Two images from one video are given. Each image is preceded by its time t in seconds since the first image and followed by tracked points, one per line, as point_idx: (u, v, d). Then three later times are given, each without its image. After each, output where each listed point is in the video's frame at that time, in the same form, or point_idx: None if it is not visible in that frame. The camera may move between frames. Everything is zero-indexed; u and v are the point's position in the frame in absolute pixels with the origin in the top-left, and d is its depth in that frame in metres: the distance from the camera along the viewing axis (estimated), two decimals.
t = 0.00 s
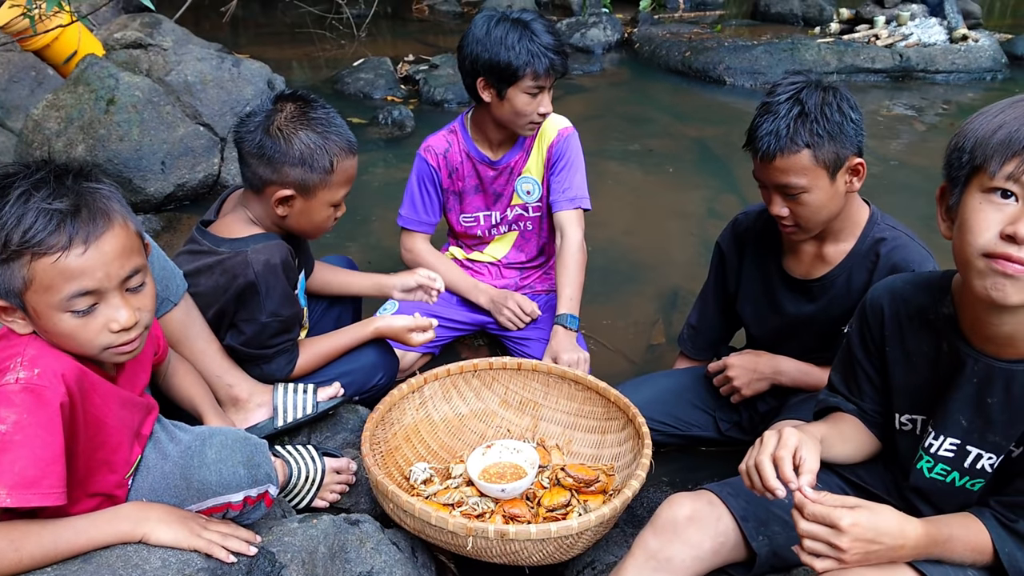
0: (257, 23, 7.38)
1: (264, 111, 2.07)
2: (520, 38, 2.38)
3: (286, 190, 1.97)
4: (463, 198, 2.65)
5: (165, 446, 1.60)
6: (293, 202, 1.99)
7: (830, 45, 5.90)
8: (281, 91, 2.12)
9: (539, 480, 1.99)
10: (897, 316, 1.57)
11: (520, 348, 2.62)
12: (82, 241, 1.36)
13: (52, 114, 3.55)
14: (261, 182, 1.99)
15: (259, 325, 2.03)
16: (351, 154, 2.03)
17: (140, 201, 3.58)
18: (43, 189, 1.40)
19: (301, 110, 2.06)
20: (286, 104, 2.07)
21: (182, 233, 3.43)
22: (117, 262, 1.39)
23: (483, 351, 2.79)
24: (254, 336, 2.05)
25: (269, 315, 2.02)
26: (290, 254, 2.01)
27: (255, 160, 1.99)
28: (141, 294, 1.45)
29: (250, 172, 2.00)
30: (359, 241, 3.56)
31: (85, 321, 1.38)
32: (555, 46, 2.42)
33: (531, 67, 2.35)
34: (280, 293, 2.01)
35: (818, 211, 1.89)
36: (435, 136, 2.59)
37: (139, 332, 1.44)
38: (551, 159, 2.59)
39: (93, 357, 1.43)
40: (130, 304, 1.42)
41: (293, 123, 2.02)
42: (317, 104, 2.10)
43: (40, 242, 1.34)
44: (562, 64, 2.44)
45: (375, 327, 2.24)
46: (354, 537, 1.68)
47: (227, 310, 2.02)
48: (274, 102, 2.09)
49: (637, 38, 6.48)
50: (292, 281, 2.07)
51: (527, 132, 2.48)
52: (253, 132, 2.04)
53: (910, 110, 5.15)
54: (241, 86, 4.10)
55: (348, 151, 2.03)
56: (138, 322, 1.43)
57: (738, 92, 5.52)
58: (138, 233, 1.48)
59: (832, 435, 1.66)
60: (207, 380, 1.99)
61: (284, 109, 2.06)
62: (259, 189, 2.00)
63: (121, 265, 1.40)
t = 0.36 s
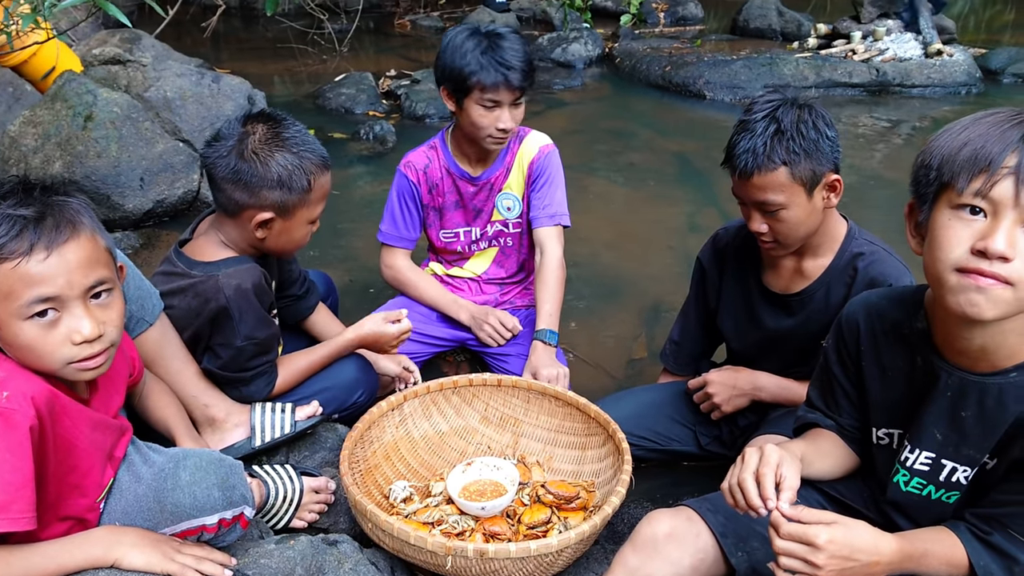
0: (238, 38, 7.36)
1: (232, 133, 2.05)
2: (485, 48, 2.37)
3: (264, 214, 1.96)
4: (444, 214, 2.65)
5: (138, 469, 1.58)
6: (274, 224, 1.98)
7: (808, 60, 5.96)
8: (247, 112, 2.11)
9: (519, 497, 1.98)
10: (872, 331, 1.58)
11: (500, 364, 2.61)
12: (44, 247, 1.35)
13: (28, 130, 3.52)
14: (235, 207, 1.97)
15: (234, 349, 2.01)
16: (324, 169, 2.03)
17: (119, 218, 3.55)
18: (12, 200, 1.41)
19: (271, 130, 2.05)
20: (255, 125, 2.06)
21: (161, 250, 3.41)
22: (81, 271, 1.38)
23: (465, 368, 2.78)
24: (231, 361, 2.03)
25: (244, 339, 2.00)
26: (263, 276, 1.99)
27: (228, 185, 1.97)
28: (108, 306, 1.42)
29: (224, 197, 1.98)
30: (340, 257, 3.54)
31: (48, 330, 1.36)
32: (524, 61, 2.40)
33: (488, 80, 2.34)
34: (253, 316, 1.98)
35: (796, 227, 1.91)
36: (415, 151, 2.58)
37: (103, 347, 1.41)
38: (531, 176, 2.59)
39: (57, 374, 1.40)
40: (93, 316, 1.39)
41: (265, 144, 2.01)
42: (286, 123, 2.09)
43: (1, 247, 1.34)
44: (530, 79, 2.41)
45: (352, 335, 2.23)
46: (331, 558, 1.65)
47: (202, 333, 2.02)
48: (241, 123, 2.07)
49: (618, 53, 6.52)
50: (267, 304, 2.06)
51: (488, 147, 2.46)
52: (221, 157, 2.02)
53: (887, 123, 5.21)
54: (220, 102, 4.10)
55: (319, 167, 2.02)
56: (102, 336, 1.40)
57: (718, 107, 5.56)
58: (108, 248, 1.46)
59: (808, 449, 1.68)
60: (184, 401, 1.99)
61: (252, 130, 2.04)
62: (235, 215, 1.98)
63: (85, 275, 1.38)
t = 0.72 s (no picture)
0: (219, 51, 7.33)
1: (203, 163, 2.01)
2: (430, 58, 2.41)
3: (252, 241, 1.95)
4: (421, 231, 2.64)
5: (104, 492, 1.56)
6: (260, 249, 1.98)
7: (786, 73, 6.00)
8: (212, 139, 2.07)
9: (496, 513, 1.97)
10: (844, 344, 1.58)
11: (480, 379, 2.59)
12: None
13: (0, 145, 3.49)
14: (219, 237, 1.95)
15: (203, 370, 1.99)
16: (302, 182, 2.03)
17: (93, 234, 3.52)
18: None
19: (243, 155, 2.02)
20: (225, 152, 2.03)
21: (136, 266, 3.37)
22: (37, 285, 1.40)
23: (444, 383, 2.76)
24: (201, 381, 2.00)
25: (212, 359, 1.97)
26: (230, 299, 1.97)
27: (208, 216, 1.94)
28: (65, 321, 1.44)
29: (207, 229, 1.95)
30: (319, 272, 3.52)
31: (5, 347, 1.37)
32: (466, 74, 2.39)
33: (418, 88, 2.38)
34: (218, 334, 1.96)
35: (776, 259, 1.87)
36: (391, 168, 2.59)
37: (63, 362, 1.42)
38: (508, 193, 2.59)
39: (16, 393, 1.41)
40: (53, 331, 1.41)
41: (240, 171, 1.98)
42: (255, 144, 2.07)
43: None
44: (471, 92, 2.39)
45: (325, 352, 2.21)
46: None
47: (169, 354, 1.99)
48: (207, 151, 2.03)
49: (599, 66, 6.55)
50: (236, 326, 2.02)
51: (434, 158, 2.48)
52: (196, 191, 1.99)
53: (864, 136, 5.26)
54: (197, 117, 4.08)
55: (297, 182, 2.02)
56: (62, 350, 1.42)
57: (698, 120, 5.59)
58: (65, 263, 1.49)
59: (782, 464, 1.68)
60: (154, 421, 1.97)
61: (223, 159, 2.01)
62: (219, 245, 1.97)
63: (42, 289, 1.40)
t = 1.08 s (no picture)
0: (197, 63, 7.29)
1: (169, 178, 1.99)
2: (397, 63, 2.41)
3: (239, 240, 1.95)
4: (395, 245, 2.62)
5: (69, 512, 1.52)
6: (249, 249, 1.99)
7: (764, 83, 6.03)
8: (170, 155, 2.04)
9: (473, 527, 1.95)
10: (818, 353, 1.57)
11: (457, 392, 2.58)
12: None
13: None
14: (209, 248, 1.94)
15: (176, 385, 1.94)
16: (268, 174, 2.04)
17: (66, 247, 3.47)
18: None
19: (207, 162, 2.00)
20: (189, 164, 2.00)
21: (111, 279, 3.33)
22: None
23: (422, 395, 2.74)
24: (173, 397, 1.95)
25: (186, 374, 1.93)
26: (207, 313, 1.93)
27: (187, 230, 1.92)
28: (26, 335, 1.43)
29: (189, 243, 1.93)
30: (297, 283, 3.49)
31: None
32: (433, 81, 2.39)
33: (386, 93, 2.39)
34: (193, 349, 1.92)
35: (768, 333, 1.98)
36: (362, 182, 2.57)
37: (24, 377, 1.41)
38: (482, 205, 2.58)
39: None
40: (13, 345, 1.40)
41: (209, 177, 1.97)
42: (215, 150, 2.05)
43: None
44: (438, 98, 2.40)
45: (300, 366, 2.18)
46: None
47: (142, 368, 1.93)
48: (172, 168, 2.01)
49: (579, 77, 6.57)
50: (212, 339, 1.98)
51: (403, 166, 2.46)
52: (173, 210, 1.95)
53: (841, 145, 5.30)
54: (172, 128, 4.05)
55: (263, 173, 2.03)
56: (23, 364, 1.41)
57: (677, 129, 5.61)
58: (26, 276, 1.47)
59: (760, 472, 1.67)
60: (124, 437, 1.93)
61: (188, 171, 1.99)
62: (205, 257, 1.96)
63: None
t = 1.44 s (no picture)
0: (182, 70, 7.28)
1: (156, 179, 1.99)
2: (382, 69, 2.43)
3: (233, 234, 1.97)
4: (382, 249, 2.63)
5: (53, 518, 1.53)
6: (244, 243, 2.01)
7: (749, 88, 6.07)
8: (154, 158, 2.04)
9: (460, 531, 1.95)
10: (800, 356, 1.59)
11: (442, 398, 2.57)
12: None
13: None
14: (205, 245, 1.95)
15: (171, 394, 1.94)
16: (251, 168, 2.07)
17: (50, 254, 3.45)
18: None
19: (192, 161, 2.01)
20: (174, 164, 2.01)
21: (95, 287, 3.32)
22: None
23: (408, 400, 2.74)
24: (168, 406, 1.96)
25: (181, 382, 1.93)
26: (202, 321, 1.94)
27: (181, 228, 1.93)
28: (10, 340, 1.43)
29: (184, 242, 1.93)
30: (283, 290, 3.49)
31: None
32: (418, 86, 2.40)
33: (371, 99, 2.40)
34: (190, 358, 1.92)
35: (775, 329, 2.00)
36: (349, 188, 2.57)
37: (8, 382, 1.42)
38: (469, 210, 2.59)
39: None
40: None
41: (196, 173, 1.98)
42: (197, 148, 2.06)
43: None
44: (423, 103, 2.41)
45: (288, 372, 2.18)
46: None
47: (135, 376, 1.94)
48: (160, 167, 2.01)
49: (564, 83, 6.60)
50: (207, 350, 1.98)
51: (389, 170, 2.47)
52: (164, 211, 1.95)
53: (825, 150, 5.34)
54: (157, 135, 4.04)
55: (246, 168, 2.06)
56: (6, 369, 1.41)
57: (662, 135, 5.65)
58: (10, 283, 1.48)
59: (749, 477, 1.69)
60: (110, 444, 1.93)
61: (175, 169, 1.99)
62: (200, 256, 1.96)
63: None
